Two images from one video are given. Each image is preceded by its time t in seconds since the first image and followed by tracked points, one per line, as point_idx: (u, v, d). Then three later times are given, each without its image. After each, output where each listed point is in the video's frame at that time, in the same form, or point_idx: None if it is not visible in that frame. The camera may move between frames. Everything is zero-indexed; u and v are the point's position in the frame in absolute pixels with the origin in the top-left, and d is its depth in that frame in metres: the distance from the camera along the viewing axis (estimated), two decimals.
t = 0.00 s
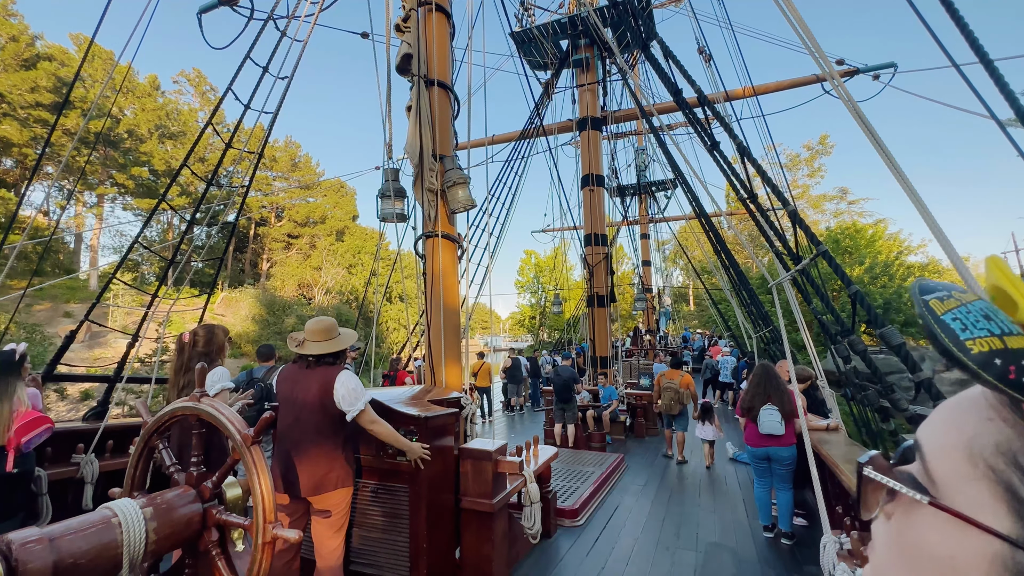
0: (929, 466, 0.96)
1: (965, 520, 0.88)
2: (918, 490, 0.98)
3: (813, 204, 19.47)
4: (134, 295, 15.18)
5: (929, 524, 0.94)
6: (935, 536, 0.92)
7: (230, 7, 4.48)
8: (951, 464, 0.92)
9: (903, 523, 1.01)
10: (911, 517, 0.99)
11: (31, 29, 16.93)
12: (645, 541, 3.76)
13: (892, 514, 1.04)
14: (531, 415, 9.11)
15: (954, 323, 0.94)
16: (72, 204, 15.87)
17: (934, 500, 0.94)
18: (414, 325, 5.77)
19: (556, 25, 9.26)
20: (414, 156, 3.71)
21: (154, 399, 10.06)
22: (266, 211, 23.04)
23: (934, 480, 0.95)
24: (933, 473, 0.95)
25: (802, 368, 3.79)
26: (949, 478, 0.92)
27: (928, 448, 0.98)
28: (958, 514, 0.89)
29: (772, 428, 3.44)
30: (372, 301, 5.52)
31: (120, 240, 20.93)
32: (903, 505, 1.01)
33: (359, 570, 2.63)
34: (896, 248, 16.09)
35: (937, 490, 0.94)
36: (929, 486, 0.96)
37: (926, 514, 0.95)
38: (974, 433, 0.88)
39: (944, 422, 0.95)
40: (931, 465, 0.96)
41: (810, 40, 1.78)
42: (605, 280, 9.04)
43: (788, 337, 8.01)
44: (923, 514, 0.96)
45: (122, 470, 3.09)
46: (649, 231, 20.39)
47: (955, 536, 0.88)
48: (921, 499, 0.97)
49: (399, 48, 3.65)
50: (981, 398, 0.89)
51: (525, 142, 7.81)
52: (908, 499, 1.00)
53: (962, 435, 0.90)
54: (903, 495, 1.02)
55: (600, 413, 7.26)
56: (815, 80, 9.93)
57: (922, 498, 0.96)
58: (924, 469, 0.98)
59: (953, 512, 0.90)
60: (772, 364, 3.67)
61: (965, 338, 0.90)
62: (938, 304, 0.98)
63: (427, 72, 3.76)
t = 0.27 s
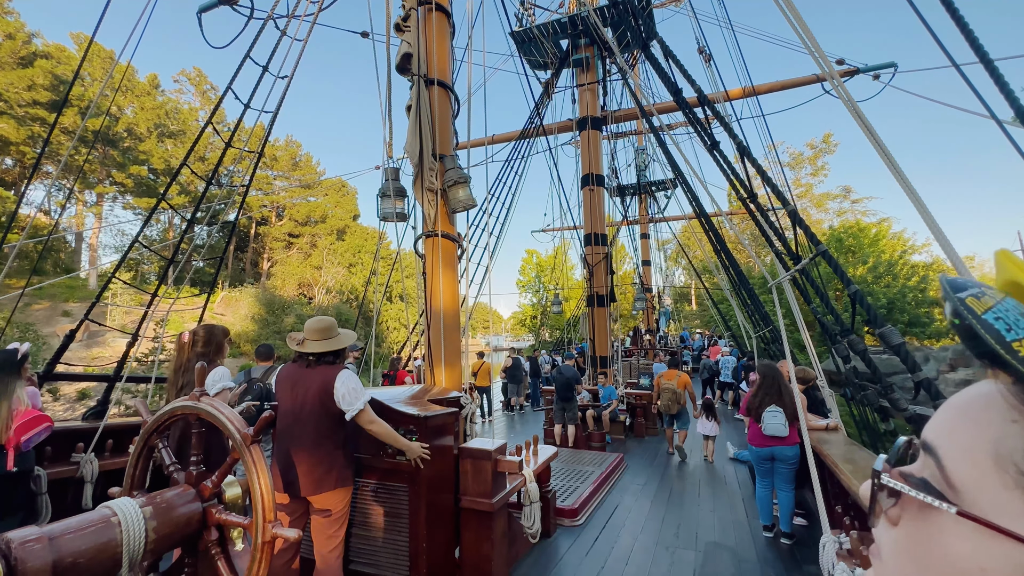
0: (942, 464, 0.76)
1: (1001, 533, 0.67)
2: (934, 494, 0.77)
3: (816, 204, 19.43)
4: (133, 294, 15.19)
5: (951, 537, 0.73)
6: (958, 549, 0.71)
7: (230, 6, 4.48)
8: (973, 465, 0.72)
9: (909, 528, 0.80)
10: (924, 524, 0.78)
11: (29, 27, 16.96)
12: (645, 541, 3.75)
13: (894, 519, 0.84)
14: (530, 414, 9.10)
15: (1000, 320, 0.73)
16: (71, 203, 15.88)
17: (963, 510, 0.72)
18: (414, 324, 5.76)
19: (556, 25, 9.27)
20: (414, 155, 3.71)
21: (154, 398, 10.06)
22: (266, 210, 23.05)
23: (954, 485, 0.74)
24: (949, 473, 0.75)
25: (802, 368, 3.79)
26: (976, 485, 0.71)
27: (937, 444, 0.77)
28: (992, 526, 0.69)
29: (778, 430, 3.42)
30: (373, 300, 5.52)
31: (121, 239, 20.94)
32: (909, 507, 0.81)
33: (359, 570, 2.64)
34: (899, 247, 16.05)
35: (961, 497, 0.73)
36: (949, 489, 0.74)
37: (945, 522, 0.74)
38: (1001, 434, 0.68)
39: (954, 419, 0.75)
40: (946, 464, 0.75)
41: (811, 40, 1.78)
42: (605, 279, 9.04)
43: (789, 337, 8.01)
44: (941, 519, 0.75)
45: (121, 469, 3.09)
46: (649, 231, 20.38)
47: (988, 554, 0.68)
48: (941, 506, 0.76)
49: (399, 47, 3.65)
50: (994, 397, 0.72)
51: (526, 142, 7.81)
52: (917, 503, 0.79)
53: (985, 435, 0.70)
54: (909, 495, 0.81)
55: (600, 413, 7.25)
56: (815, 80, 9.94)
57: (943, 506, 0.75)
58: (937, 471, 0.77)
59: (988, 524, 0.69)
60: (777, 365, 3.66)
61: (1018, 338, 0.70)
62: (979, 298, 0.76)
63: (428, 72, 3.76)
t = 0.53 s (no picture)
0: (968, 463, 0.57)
1: None
2: (960, 498, 0.57)
3: (820, 203, 19.38)
4: (133, 293, 15.20)
5: (995, 556, 0.53)
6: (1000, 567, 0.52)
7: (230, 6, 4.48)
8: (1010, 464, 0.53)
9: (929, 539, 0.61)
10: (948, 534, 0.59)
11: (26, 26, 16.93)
12: (645, 541, 3.75)
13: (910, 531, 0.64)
14: (530, 415, 9.11)
15: None
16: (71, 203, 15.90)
17: (1013, 520, 0.52)
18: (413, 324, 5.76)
19: (556, 25, 9.26)
20: (414, 155, 3.71)
21: (154, 398, 10.07)
22: (267, 210, 23.07)
23: (987, 491, 0.54)
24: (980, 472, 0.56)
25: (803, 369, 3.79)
26: None
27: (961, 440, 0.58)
28: None
29: (784, 433, 3.40)
30: (373, 300, 5.52)
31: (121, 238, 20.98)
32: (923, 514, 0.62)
33: (359, 570, 2.64)
34: (904, 246, 15.97)
35: (1002, 505, 0.53)
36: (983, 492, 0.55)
37: (979, 531, 0.55)
38: None
39: (976, 412, 0.58)
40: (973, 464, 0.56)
41: (811, 40, 1.78)
42: (605, 279, 9.04)
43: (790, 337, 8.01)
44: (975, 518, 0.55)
45: (121, 468, 3.08)
46: (649, 231, 20.38)
47: None
48: (971, 512, 0.56)
49: (399, 47, 3.65)
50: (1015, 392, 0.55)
51: (526, 142, 7.81)
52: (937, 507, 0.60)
53: None
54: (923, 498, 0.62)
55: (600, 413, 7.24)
56: (815, 81, 9.94)
57: (973, 513, 0.55)
58: (963, 476, 0.57)
59: None
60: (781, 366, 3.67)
61: None
62: None
63: (428, 71, 3.77)
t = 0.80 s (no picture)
0: (969, 472, 0.56)
1: None
2: (966, 509, 0.56)
3: (823, 203, 19.30)
4: (132, 294, 15.20)
5: (1005, 566, 0.52)
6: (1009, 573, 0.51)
7: (232, 7, 4.50)
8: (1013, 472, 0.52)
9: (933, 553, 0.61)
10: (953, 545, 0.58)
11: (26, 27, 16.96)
12: (645, 543, 3.74)
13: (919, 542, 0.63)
14: (531, 416, 9.10)
15: None
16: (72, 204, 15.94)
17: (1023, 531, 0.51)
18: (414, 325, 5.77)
19: (557, 26, 9.27)
20: (414, 156, 3.71)
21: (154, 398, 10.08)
22: (268, 211, 23.09)
23: (994, 500, 0.53)
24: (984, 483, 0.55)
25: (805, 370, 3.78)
26: None
27: (963, 447, 0.58)
28: None
29: (788, 435, 3.40)
30: (373, 302, 5.52)
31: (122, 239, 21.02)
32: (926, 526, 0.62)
33: (359, 571, 2.63)
34: (909, 247, 15.88)
35: (1009, 514, 0.52)
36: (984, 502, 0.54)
37: (984, 541, 0.54)
38: None
39: (974, 419, 0.57)
40: (977, 474, 0.56)
41: (812, 42, 1.78)
42: (606, 280, 9.04)
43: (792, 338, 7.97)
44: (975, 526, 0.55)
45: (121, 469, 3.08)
46: (651, 232, 20.37)
47: None
48: (980, 524, 0.55)
49: (400, 48, 3.65)
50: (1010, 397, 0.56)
51: (526, 143, 7.81)
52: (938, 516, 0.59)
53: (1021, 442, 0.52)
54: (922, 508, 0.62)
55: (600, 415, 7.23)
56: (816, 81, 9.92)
57: (979, 523, 0.54)
58: (970, 487, 0.56)
59: None
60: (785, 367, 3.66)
61: None
62: None
63: (428, 73, 3.77)
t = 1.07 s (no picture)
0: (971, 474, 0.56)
1: None
2: (962, 511, 0.57)
3: (828, 204, 19.24)
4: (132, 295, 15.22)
5: (996, 566, 0.53)
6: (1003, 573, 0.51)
7: (234, 10, 4.52)
8: (1008, 475, 0.53)
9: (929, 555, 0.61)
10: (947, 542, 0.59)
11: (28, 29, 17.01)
12: (647, 546, 3.73)
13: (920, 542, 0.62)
14: (532, 418, 9.09)
15: None
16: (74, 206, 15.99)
17: (1017, 534, 0.52)
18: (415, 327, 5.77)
19: (559, 28, 9.29)
20: (416, 158, 3.72)
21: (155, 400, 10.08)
22: (270, 212, 23.14)
23: (991, 503, 0.54)
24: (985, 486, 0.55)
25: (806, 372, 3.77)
26: None
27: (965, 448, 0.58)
28: None
29: (794, 438, 3.39)
30: (374, 303, 5.52)
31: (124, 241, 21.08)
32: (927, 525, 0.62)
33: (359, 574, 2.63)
34: (914, 248, 15.80)
35: (1004, 517, 0.53)
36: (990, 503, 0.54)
37: (981, 543, 0.54)
38: None
39: (975, 422, 0.57)
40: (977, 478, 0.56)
41: (813, 44, 1.78)
42: (607, 282, 9.03)
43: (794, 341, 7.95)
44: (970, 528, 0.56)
45: (122, 471, 3.08)
46: (651, 234, 20.36)
47: None
48: (974, 527, 0.55)
49: (401, 51, 3.66)
50: (1009, 402, 0.56)
51: (528, 145, 7.83)
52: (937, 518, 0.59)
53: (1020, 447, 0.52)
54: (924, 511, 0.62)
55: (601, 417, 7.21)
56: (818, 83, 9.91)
57: (975, 526, 0.55)
58: (966, 489, 0.56)
59: None
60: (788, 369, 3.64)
61: None
62: None
63: (430, 75, 3.79)
